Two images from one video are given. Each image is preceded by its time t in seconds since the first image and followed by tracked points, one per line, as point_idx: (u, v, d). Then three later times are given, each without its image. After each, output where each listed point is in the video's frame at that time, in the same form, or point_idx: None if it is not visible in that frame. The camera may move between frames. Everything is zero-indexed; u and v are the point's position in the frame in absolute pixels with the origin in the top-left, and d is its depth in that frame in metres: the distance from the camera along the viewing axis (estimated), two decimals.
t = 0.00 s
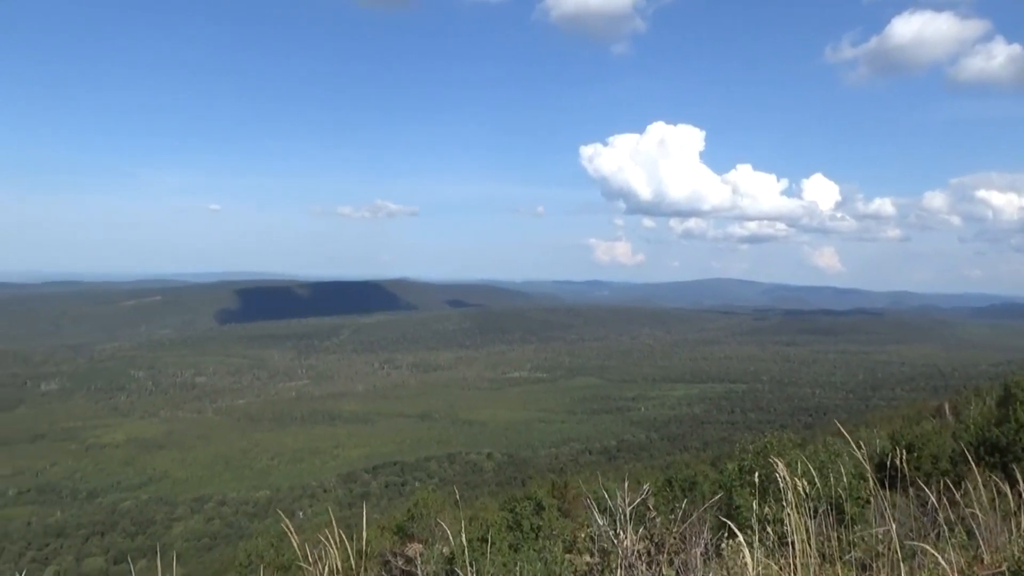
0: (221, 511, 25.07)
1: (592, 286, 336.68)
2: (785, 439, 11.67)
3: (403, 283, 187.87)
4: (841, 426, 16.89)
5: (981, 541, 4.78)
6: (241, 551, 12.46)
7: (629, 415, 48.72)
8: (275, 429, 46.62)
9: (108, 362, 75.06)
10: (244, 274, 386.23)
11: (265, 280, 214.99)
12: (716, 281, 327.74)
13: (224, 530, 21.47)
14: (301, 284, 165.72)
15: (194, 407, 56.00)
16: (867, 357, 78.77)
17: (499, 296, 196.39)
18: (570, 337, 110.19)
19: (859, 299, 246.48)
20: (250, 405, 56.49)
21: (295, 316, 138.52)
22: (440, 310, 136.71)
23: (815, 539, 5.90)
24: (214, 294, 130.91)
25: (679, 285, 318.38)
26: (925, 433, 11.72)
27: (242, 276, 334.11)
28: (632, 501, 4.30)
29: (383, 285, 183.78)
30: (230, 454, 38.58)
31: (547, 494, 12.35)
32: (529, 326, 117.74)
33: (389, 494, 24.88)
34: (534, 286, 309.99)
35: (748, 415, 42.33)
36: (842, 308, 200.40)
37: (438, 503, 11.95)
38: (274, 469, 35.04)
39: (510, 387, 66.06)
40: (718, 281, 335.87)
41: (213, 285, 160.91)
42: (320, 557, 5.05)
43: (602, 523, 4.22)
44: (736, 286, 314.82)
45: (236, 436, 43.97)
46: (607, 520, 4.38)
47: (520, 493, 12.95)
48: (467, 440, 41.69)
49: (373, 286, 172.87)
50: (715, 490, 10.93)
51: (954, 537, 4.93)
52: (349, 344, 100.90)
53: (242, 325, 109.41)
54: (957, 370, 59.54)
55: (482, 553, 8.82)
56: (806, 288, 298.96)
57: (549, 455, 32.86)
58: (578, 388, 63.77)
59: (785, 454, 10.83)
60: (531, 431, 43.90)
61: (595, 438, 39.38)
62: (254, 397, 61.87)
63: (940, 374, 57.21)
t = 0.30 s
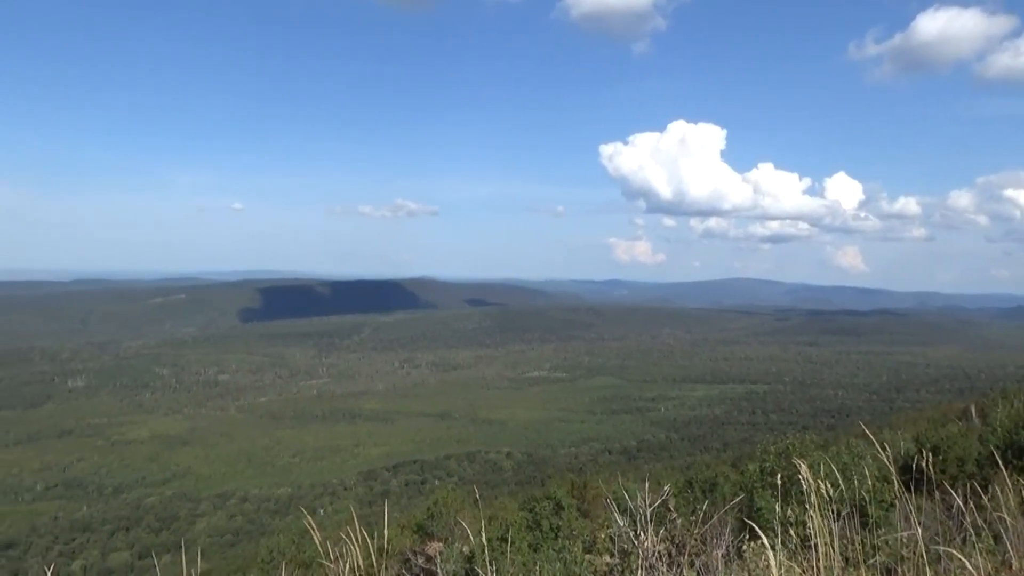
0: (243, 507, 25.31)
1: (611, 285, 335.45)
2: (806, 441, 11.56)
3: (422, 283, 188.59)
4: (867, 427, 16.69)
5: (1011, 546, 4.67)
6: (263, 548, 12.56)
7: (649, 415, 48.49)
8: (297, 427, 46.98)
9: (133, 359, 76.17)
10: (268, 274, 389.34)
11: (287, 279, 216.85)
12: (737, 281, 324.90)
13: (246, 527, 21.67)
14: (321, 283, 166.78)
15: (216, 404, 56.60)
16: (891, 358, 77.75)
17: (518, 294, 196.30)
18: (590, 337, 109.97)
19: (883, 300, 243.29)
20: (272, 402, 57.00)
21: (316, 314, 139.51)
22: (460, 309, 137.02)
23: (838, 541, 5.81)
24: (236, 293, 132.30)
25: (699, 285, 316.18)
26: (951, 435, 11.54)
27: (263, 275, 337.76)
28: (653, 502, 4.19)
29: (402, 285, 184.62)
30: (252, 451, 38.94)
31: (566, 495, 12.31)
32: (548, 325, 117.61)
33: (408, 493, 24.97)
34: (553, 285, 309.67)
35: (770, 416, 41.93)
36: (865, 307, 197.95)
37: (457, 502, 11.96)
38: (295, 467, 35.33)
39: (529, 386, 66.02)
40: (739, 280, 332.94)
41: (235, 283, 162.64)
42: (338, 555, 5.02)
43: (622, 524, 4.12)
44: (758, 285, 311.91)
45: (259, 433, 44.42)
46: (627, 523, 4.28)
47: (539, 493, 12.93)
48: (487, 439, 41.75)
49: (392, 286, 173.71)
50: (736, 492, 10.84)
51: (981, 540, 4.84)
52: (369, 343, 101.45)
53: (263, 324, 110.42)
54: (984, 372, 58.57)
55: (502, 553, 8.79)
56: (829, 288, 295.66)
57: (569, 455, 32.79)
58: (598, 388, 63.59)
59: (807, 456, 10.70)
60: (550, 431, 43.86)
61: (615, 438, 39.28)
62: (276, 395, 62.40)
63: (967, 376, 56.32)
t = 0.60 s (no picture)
0: (258, 504, 25.46)
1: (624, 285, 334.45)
2: (821, 440, 11.50)
3: (436, 282, 189.14)
4: (883, 427, 16.56)
5: None
6: (277, 544, 12.65)
7: (662, 414, 48.39)
8: (311, 425, 47.26)
9: (150, 356, 76.84)
10: (282, 273, 391.88)
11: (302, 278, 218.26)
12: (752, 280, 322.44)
13: (261, 524, 21.81)
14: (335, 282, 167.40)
15: (232, 402, 57.05)
16: (908, 358, 77.07)
17: (531, 294, 196.22)
18: (603, 336, 109.80)
19: (899, 299, 241.14)
20: (286, 400, 57.35)
21: (330, 313, 140.07)
22: (472, 308, 137.23)
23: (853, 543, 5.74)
24: (251, 292, 133.10)
25: (713, 284, 314.82)
26: (968, 436, 11.44)
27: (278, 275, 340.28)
28: (666, 502, 4.10)
29: (416, 284, 185.17)
30: (267, 449, 39.20)
31: (579, 493, 12.30)
32: (561, 324, 117.43)
33: (422, 491, 25.03)
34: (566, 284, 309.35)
35: (785, 416, 41.69)
36: (881, 307, 196.37)
37: (470, 500, 12.00)
38: (310, 464, 35.57)
39: (542, 385, 66.04)
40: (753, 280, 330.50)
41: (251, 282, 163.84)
42: (351, 553, 5.01)
43: (635, 525, 4.03)
44: (772, 285, 309.69)
45: (274, 430, 44.75)
46: (640, 523, 4.20)
47: (552, 491, 12.94)
48: (500, 437, 41.84)
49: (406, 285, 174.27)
50: (750, 492, 10.81)
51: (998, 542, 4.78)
52: (383, 341, 101.86)
53: (278, 322, 111.10)
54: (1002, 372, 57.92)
55: (516, 551, 8.81)
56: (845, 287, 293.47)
57: (581, 454, 32.81)
58: (612, 387, 63.48)
59: (823, 456, 10.62)
60: (563, 430, 43.88)
61: (629, 438, 39.19)
62: (290, 393, 62.78)
63: (984, 376, 55.73)
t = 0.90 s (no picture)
0: (278, 499, 25.68)
1: (643, 283, 333.02)
2: (842, 441, 11.36)
3: (454, 279, 189.55)
4: (906, 427, 16.37)
5: None
6: (296, 539, 12.74)
7: (681, 413, 48.16)
8: (330, 420, 47.60)
9: (172, 352, 77.78)
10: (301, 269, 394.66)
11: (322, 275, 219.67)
12: (771, 279, 319.61)
13: (280, 518, 22.00)
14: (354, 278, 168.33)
15: (253, 397, 57.61)
16: (931, 358, 75.99)
17: (549, 291, 196.04)
18: (621, 334, 109.45)
19: (923, 298, 237.71)
20: (306, 396, 57.79)
21: (348, 310, 140.88)
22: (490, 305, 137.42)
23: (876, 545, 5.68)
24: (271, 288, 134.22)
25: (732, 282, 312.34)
26: (993, 438, 11.25)
27: (298, 272, 342.53)
28: (684, 500, 4.03)
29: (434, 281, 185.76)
30: (287, 444, 39.54)
31: (597, 492, 12.26)
32: (579, 322, 117.18)
33: (439, 487, 25.14)
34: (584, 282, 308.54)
35: (805, 416, 41.32)
36: (905, 306, 193.66)
37: (487, 497, 12.00)
38: (329, 459, 35.84)
39: (560, 382, 65.96)
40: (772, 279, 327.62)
41: (271, 278, 165.22)
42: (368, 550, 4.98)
43: (652, 523, 3.95)
44: (791, 283, 306.83)
45: (294, 426, 45.10)
46: (658, 519, 4.12)
47: (570, 489, 12.92)
48: (518, 435, 41.87)
49: (424, 282, 174.84)
50: (769, 492, 10.73)
51: None
52: (401, 338, 102.28)
53: (297, 318, 111.98)
54: None
55: (533, 550, 8.82)
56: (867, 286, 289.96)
57: (600, 452, 32.74)
58: (630, 385, 63.24)
59: (844, 456, 10.50)
60: (582, 428, 43.83)
61: (647, 436, 39.06)
62: (310, 389, 63.30)
63: (1010, 377, 54.80)
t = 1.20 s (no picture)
0: (296, 495, 25.88)
1: (661, 282, 331.42)
2: (863, 444, 11.25)
3: (472, 278, 189.91)
4: (931, 431, 16.23)
5: None
6: (314, 536, 12.84)
7: (700, 414, 47.92)
8: (349, 418, 47.91)
9: (193, 348, 78.62)
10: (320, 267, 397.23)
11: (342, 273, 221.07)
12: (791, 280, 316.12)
13: (299, 514, 22.14)
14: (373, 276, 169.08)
15: (272, 393, 58.14)
16: (955, 361, 74.88)
17: (567, 290, 195.71)
18: (640, 333, 109.09)
19: (946, 300, 234.38)
20: (325, 393, 58.22)
21: (367, 308, 141.60)
22: (508, 304, 137.53)
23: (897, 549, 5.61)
24: (291, 285, 135.27)
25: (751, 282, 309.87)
26: (1018, 442, 11.06)
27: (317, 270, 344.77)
28: (706, 504, 3.95)
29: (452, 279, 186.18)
30: (306, 440, 39.84)
31: (615, 492, 12.23)
32: (597, 321, 116.85)
33: (457, 486, 25.21)
34: (602, 281, 307.67)
35: (825, 418, 40.94)
36: (929, 308, 190.98)
37: (505, 496, 12.01)
38: (347, 456, 36.08)
39: (578, 382, 65.87)
40: (795, 279, 324.14)
41: (291, 276, 166.52)
42: (385, 548, 5.00)
43: (672, 525, 3.88)
44: (812, 284, 303.50)
45: (313, 423, 45.43)
46: (677, 522, 4.07)
47: (587, 489, 12.90)
48: (536, 434, 41.89)
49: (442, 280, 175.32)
50: (789, 495, 10.64)
51: None
52: (420, 336, 102.67)
53: (316, 316, 112.81)
54: None
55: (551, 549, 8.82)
56: (889, 287, 286.37)
57: (617, 452, 32.66)
58: (649, 385, 63.00)
59: (865, 459, 10.38)
60: (600, 427, 43.76)
61: (665, 437, 38.87)
62: (329, 386, 63.77)
63: None
